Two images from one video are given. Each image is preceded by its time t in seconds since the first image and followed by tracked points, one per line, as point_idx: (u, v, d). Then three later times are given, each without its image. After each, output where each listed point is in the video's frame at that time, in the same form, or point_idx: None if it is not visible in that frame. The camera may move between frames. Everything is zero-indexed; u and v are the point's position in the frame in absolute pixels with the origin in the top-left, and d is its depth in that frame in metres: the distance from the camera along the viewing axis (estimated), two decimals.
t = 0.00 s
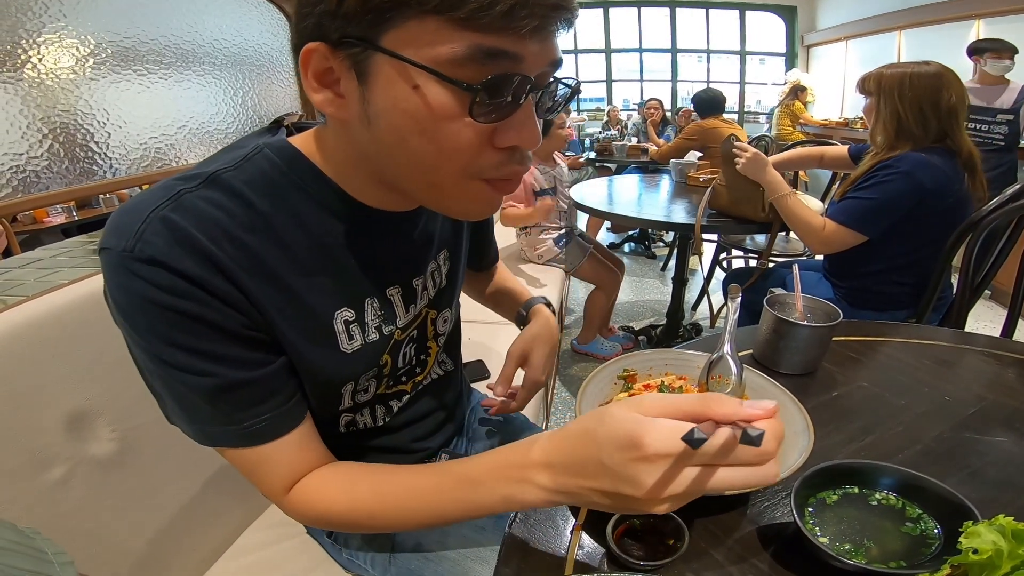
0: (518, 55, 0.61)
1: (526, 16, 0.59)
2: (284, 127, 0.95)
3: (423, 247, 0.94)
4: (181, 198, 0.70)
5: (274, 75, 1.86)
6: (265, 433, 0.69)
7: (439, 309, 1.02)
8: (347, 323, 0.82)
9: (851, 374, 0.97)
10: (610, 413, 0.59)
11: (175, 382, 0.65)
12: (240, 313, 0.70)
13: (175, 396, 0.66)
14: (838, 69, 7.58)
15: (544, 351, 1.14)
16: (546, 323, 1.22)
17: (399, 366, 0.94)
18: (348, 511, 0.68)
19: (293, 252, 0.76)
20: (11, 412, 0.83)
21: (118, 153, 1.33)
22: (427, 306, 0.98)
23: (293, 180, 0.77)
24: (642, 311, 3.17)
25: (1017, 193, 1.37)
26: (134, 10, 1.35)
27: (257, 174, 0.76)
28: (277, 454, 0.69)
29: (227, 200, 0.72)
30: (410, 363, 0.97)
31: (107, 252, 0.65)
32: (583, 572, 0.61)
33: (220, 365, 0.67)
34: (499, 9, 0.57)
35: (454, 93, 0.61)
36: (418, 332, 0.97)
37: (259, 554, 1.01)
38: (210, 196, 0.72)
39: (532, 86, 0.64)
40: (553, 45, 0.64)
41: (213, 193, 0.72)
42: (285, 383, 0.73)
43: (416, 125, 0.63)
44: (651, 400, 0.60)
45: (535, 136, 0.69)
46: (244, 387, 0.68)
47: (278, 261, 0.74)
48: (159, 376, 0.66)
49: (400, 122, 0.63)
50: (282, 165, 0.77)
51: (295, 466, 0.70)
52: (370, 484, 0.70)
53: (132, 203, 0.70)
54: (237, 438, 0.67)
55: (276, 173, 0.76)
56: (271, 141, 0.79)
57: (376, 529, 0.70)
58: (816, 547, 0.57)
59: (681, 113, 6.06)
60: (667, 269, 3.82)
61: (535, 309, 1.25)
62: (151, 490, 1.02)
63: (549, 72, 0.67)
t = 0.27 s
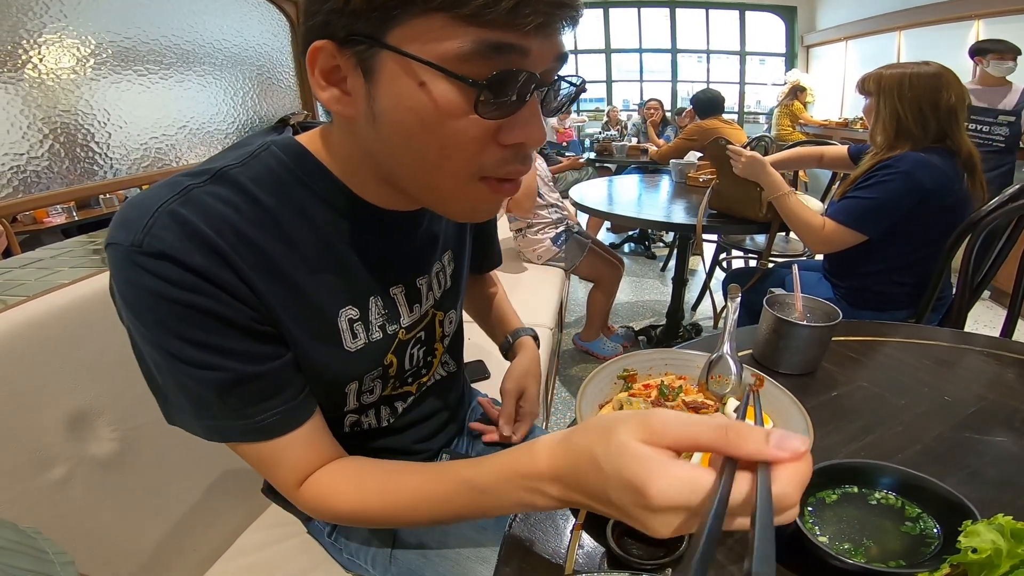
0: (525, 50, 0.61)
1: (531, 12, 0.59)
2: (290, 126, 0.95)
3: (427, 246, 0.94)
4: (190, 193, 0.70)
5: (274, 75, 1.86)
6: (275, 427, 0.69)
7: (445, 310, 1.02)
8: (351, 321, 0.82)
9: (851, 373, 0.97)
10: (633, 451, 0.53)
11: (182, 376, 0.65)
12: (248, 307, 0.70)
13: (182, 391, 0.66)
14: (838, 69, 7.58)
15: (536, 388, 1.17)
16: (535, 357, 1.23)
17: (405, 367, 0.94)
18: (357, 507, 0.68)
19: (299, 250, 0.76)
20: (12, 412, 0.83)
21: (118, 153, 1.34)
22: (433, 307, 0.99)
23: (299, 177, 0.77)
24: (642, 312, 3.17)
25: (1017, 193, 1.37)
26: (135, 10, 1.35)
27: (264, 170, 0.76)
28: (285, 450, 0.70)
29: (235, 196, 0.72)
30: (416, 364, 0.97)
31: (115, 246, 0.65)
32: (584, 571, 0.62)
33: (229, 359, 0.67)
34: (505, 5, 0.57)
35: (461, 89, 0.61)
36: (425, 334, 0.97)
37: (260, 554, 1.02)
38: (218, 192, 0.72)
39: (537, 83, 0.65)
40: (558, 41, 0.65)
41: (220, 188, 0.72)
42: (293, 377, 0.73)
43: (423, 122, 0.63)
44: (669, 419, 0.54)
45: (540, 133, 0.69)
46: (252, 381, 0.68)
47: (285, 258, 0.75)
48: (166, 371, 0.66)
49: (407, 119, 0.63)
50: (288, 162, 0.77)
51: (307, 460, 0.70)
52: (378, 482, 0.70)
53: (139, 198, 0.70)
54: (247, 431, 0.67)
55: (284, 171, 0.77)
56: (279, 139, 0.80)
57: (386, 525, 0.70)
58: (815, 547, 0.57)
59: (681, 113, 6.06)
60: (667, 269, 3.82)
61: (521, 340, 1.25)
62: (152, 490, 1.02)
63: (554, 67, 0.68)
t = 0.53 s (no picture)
0: (526, 51, 0.61)
1: (533, 13, 0.59)
2: (290, 125, 0.95)
3: (426, 246, 0.94)
4: (188, 192, 0.70)
5: (274, 75, 1.86)
6: (275, 425, 0.69)
7: (445, 310, 1.02)
8: (349, 321, 0.82)
9: (851, 373, 0.97)
10: (627, 471, 0.54)
11: (181, 375, 0.65)
12: (245, 305, 0.70)
13: (181, 390, 0.66)
14: (838, 69, 7.58)
15: (539, 398, 1.16)
16: (533, 367, 1.22)
17: (404, 367, 0.94)
18: (355, 502, 0.69)
19: (299, 249, 0.76)
20: (11, 411, 0.83)
21: (118, 153, 1.34)
22: (432, 307, 0.99)
23: (297, 176, 0.77)
24: (642, 312, 3.17)
25: (1016, 192, 1.37)
26: (134, 11, 1.35)
27: (262, 169, 0.76)
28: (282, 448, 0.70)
29: (232, 195, 0.72)
30: (415, 364, 0.97)
31: (113, 244, 0.65)
32: (584, 571, 0.61)
33: (228, 358, 0.67)
34: (507, 6, 0.57)
35: (461, 89, 0.61)
36: (424, 334, 0.97)
37: (259, 554, 1.01)
38: (215, 191, 0.72)
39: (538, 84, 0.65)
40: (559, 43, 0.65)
41: (218, 187, 0.72)
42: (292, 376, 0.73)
43: (422, 121, 0.63)
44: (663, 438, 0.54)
45: (539, 133, 0.69)
46: (252, 380, 0.68)
47: (284, 257, 0.75)
48: (165, 370, 0.66)
49: (406, 118, 0.63)
50: (286, 161, 0.77)
51: (302, 458, 0.70)
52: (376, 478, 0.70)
53: (137, 197, 0.70)
54: (247, 430, 0.67)
55: (282, 169, 0.76)
56: (278, 138, 0.80)
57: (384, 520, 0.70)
58: (815, 547, 0.57)
59: (681, 113, 6.07)
60: (667, 269, 3.82)
61: (517, 349, 1.24)
62: (152, 490, 1.02)
63: (555, 68, 0.68)
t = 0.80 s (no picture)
0: (528, 53, 0.61)
1: (534, 15, 0.59)
2: (288, 125, 0.95)
3: (426, 247, 0.94)
4: (186, 194, 0.70)
5: (274, 76, 1.86)
6: (276, 427, 0.69)
7: (444, 311, 1.02)
8: (348, 323, 0.82)
9: (850, 373, 0.97)
10: (621, 469, 0.54)
11: (180, 379, 0.65)
12: (243, 309, 0.70)
13: (180, 394, 0.66)
14: (838, 69, 7.58)
15: (539, 400, 1.16)
16: (532, 368, 1.22)
17: (403, 369, 0.94)
18: (355, 502, 0.68)
19: (299, 251, 0.76)
20: (11, 412, 0.83)
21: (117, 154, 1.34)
22: (431, 308, 0.99)
23: (296, 177, 0.77)
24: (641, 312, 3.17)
25: (1016, 193, 1.37)
26: (133, 11, 1.35)
27: (261, 171, 0.76)
28: (280, 446, 0.70)
29: (230, 197, 0.72)
30: (414, 365, 0.97)
31: (112, 248, 0.66)
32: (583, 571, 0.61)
33: (228, 361, 0.67)
34: (508, 8, 0.57)
35: (462, 91, 0.61)
36: (423, 335, 0.97)
37: (259, 554, 1.01)
38: (213, 193, 0.72)
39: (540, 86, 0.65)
40: (560, 45, 0.65)
41: (217, 190, 0.72)
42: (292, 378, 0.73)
43: (420, 123, 0.63)
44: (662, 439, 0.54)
45: (540, 135, 0.69)
46: (251, 383, 0.68)
47: (283, 259, 0.75)
48: (164, 374, 0.66)
49: (404, 120, 0.63)
50: (285, 163, 0.77)
51: (300, 459, 0.70)
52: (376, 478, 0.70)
53: (136, 200, 0.71)
54: (248, 432, 0.67)
55: (281, 172, 0.76)
56: (277, 139, 0.79)
57: (385, 521, 0.70)
58: (814, 547, 0.57)
59: (681, 113, 6.07)
60: (667, 269, 3.82)
61: (516, 351, 1.24)
62: (151, 490, 1.02)
63: (557, 70, 0.68)
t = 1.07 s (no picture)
0: (526, 51, 0.61)
1: (532, 10, 0.58)
2: (289, 126, 0.95)
3: (427, 249, 0.94)
4: (187, 197, 0.70)
5: (274, 76, 1.86)
6: (276, 433, 0.68)
7: (445, 313, 1.02)
8: (350, 326, 0.82)
9: (850, 373, 0.97)
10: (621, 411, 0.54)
11: (180, 383, 0.65)
12: (244, 313, 0.70)
13: (180, 399, 0.66)
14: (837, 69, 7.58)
15: (541, 401, 1.16)
16: (535, 370, 1.22)
17: (404, 370, 0.94)
18: (357, 510, 0.68)
19: (299, 253, 0.76)
20: (10, 412, 0.83)
21: (117, 154, 1.33)
22: (432, 311, 0.99)
23: (297, 180, 0.77)
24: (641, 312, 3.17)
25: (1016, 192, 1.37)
26: (133, 11, 1.35)
27: (262, 173, 0.76)
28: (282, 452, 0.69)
29: (231, 199, 0.72)
30: (415, 367, 0.97)
31: (111, 251, 0.65)
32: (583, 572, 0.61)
33: (228, 366, 0.67)
34: (506, 4, 0.56)
35: (461, 89, 0.60)
36: (424, 337, 0.97)
37: (259, 555, 1.01)
38: (214, 195, 0.72)
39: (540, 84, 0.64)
40: (560, 41, 0.64)
41: (218, 192, 0.72)
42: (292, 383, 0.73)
43: (420, 123, 0.62)
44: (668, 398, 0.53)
45: (541, 134, 0.69)
46: (252, 388, 0.68)
47: (284, 262, 0.75)
48: (164, 378, 0.66)
49: (403, 120, 0.63)
50: (286, 164, 0.77)
51: (299, 466, 0.70)
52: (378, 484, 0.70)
53: (137, 201, 0.71)
54: (247, 438, 0.67)
55: (281, 175, 0.77)
56: (278, 141, 0.80)
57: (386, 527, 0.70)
58: (815, 547, 0.57)
59: (681, 113, 6.07)
60: (667, 269, 3.82)
61: (520, 352, 1.24)
62: (151, 491, 1.02)
63: (558, 68, 0.67)
